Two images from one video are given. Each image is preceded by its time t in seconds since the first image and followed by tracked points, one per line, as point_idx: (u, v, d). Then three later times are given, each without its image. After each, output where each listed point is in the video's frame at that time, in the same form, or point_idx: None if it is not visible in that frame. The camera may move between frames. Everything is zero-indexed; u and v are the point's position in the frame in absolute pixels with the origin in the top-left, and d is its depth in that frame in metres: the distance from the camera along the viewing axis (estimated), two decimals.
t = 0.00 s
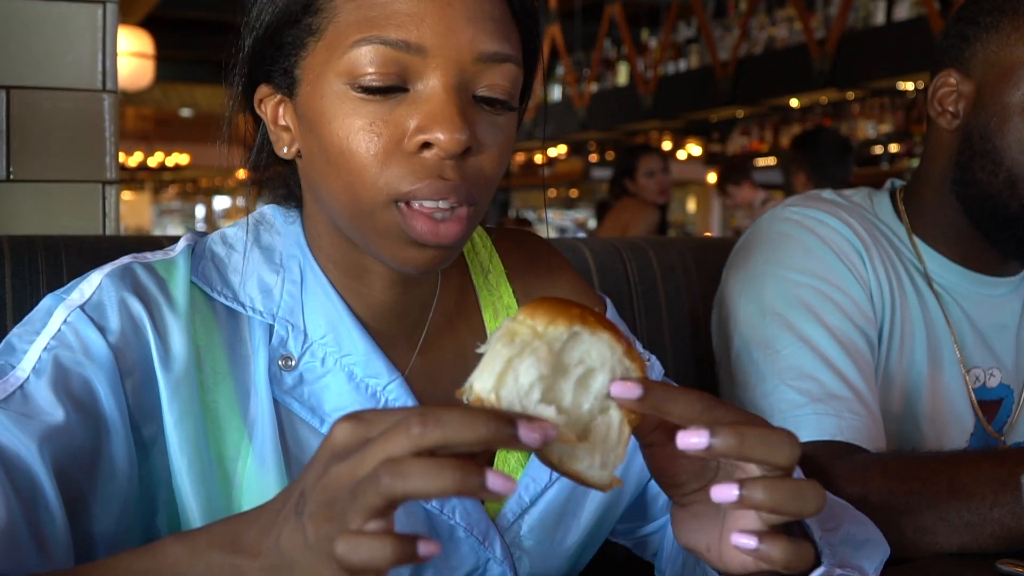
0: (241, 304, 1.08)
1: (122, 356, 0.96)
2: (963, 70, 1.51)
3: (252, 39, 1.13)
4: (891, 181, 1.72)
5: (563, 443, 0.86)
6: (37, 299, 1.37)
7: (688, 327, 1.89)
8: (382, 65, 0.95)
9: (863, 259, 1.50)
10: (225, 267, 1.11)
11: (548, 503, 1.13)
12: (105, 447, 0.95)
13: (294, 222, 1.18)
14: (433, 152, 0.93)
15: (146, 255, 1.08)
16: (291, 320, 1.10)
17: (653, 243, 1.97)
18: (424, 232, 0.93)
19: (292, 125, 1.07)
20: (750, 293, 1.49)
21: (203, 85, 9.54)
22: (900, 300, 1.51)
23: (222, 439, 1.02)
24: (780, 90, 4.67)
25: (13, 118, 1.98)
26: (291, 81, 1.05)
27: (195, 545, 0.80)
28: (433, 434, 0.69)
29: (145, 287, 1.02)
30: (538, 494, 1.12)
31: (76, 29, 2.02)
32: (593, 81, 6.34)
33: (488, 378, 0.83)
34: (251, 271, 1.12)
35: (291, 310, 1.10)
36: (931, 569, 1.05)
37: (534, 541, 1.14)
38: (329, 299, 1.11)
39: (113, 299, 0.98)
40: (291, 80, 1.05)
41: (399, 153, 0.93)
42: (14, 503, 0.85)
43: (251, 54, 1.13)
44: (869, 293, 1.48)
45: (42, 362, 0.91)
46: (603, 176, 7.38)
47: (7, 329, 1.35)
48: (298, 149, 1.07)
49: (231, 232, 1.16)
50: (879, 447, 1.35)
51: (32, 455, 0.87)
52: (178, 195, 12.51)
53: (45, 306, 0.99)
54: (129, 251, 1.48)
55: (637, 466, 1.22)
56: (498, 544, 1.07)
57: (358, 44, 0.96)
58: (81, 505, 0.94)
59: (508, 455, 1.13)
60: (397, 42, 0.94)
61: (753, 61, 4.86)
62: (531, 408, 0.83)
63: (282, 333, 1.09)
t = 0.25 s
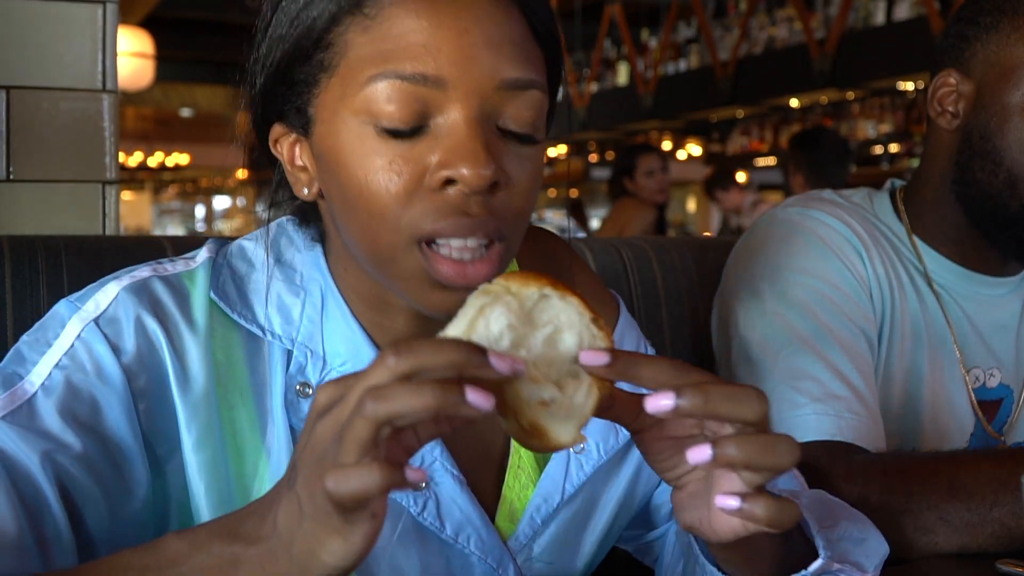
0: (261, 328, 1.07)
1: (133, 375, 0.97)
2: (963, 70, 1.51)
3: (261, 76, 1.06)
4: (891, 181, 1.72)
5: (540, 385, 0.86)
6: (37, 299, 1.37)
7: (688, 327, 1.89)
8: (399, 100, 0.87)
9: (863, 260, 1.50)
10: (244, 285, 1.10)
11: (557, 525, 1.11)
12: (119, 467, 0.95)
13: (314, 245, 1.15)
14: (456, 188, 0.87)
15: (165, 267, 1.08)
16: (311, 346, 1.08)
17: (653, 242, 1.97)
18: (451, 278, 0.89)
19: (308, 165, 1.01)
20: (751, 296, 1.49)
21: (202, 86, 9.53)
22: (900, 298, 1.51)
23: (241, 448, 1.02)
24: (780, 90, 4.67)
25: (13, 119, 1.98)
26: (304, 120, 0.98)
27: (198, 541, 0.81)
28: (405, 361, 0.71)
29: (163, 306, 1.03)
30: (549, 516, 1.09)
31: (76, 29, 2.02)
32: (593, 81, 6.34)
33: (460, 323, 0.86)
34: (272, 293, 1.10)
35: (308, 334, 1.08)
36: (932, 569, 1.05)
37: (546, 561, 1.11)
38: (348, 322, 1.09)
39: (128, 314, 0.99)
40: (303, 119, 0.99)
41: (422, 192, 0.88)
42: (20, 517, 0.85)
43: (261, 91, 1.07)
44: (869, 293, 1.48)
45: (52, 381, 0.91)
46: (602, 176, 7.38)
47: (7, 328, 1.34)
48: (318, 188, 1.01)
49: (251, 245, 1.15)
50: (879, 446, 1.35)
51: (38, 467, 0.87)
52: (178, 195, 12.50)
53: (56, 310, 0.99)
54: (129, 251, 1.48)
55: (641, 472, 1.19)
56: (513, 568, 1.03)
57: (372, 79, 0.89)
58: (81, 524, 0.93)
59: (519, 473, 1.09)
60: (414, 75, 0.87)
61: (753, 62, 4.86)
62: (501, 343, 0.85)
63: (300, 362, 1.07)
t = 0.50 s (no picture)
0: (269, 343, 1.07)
1: (129, 391, 0.98)
2: (962, 70, 1.52)
3: (264, 98, 1.06)
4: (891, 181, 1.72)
5: (514, 363, 0.85)
6: (38, 299, 1.37)
7: (688, 327, 1.89)
8: (407, 104, 0.88)
9: (863, 262, 1.50)
10: (250, 298, 1.10)
11: (570, 538, 1.10)
12: (116, 479, 0.96)
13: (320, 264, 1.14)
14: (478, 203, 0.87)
15: (171, 275, 1.08)
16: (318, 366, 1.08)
17: (653, 242, 1.97)
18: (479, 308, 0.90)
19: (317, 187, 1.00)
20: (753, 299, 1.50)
21: (201, 86, 9.53)
22: (899, 298, 1.51)
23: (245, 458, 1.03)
24: (779, 90, 4.67)
25: (13, 119, 1.98)
26: (311, 137, 0.98)
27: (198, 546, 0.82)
28: (382, 324, 0.73)
29: (166, 320, 1.03)
30: (563, 529, 1.07)
31: (76, 29, 2.02)
32: (593, 80, 6.34)
33: (444, 301, 0.84)
34: (278, 309, 1.10)
35: (315, 353, 1.09)
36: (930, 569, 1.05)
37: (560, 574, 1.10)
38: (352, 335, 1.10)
39: (127, 327, 0.99)
40: (310, 141, 0.98)
41: (443, 205, 0.88)
42: (16, 530, 0.87)
43: (264, 114, 1.06)
44: (869, 294, 1.48)
45: (48, 395, 0.92)
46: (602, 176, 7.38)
47: (7, 329, 1.34)
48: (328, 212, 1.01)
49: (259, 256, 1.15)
50: (879, 446, 1.35)
51: (32, 481, 0.88)
52: (177, 195, 12.50)
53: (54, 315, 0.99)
54: (129, 251, 1.48)
55: (653, 483, 1.18)
56: None
57: (381, 90, 0.89)
58: (77, 534, 0.94)
59: (533, 484, 1.09)
60: (422, 80, 0.87)
61: (753, 61, 4.86)
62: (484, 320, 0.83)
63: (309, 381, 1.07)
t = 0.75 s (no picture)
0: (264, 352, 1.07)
1: (124, 396, 0.98)
2: (959, 69, 1.52)
3: (266, 110, 1.04)
4: (891, 181, 1.72)
5: (494, 347, 0.85)
6: (38, 299, 1.37)
7: (688, 327, 1.89)
8: (411, 135, 0.85)
9: (863, 264, 1.50)
10: (248, 304, 1.09)
11: (572, 543, 1.10)
12: (110, 484, 0.96)
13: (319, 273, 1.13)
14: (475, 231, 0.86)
15: (167, 278, 1.07)
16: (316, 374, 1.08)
17: (653, 242, 1.97)
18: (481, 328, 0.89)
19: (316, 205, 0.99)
20: (752, 299, 1.50)
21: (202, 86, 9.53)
22: (899, 299, 1.51)
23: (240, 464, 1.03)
24: (779, 90, 4.67)
25: (13, 119, 1.98)
26: (311, 155, 0.96)
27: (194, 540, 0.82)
28: (361, 307, 0.74)
29: (160, 323, 1.03)
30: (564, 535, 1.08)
31: (76, 29, 2.02)
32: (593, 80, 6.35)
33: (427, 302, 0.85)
34: (276, 315, 1.10)
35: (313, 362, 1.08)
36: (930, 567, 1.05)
37: None
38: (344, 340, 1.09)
39: (123, 332, 0.99)
40: (310, 158, 0.97)
41: (439, 236, 0.86)
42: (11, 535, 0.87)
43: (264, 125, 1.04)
44: (869, 295, 1.48)
45: (44, 399, 0.92)
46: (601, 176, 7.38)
47: (7, 328, 1.34)
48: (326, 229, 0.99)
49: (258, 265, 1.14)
50: (880, 446, 1.34)
51: (27, 486, 0.88)
52: (178, 195, 12.51)
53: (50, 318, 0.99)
54: (129, 251, 1.48)
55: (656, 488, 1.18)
56: None
57: (384, 116, 0.87)
58: (72, 538, 0.94)
59: (536, 489, 1.09)
60: (427, 111, 0.85)
61: (753, 61, 4.85)
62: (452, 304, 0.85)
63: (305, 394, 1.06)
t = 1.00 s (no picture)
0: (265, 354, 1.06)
1: (126, 395, 0.98)
2: (954, 69, 1.52)
3: (275, 122, 1.03)
4: (891, 181, 1.72)
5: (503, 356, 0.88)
6: (38, 299, 1.36)
7: (688, 327, 1.89)
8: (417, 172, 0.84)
9: (864, 264, 1.49)
10: (249, 305, 1.09)
11: (568, 542, 1.10)
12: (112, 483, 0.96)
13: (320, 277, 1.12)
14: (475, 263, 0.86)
15: (168, 278, 1.07)
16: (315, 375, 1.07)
17: (653, 242, 1.97)
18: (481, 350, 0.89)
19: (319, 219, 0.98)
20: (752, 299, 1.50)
21: (201, 85, 9.53)
22: (899, 299, 1.51)
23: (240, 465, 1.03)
24: (779, 90, 4.67)
25: (13, 119, 1.98)
26: (318, 175, 0.95)
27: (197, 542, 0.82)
28: (374, 320, 0.74)
29: (162, 322, 1.02)
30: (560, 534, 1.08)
31: (75, 29, 2.02)
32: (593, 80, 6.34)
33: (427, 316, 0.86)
34: (276, 317, 1.09)
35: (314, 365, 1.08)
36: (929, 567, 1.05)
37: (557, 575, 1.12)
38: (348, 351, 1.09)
39: (125, 332, 0.99)
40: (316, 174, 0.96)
41: (441, 264, 0.87)
42: (14, 534, 0.87)
43: (272, 135, 1.04)
44: (869, 296, 1.48)
45: (46, 398, 0.92)
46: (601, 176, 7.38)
47: (7, 328, 1.34)
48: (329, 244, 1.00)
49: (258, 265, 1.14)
50: (880, 446, 1.34)
51: (30, 485, 0.88)
52: (178, 194, 12.50)
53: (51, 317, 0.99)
54: (128, 251, 1.48)
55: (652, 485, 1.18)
56: None
57: (393, 150, 0.86)
58: (74, 537, 0.94)
59: (532, 488, 1.09)
60: (436, 149, 0.84)
61: (753, 62, 4.85)
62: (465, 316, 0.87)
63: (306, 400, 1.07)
